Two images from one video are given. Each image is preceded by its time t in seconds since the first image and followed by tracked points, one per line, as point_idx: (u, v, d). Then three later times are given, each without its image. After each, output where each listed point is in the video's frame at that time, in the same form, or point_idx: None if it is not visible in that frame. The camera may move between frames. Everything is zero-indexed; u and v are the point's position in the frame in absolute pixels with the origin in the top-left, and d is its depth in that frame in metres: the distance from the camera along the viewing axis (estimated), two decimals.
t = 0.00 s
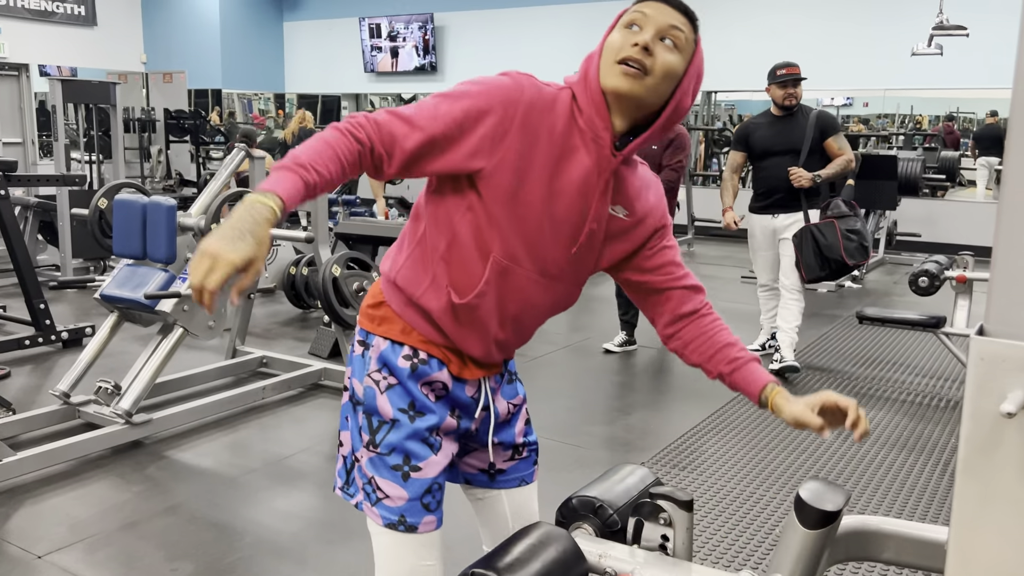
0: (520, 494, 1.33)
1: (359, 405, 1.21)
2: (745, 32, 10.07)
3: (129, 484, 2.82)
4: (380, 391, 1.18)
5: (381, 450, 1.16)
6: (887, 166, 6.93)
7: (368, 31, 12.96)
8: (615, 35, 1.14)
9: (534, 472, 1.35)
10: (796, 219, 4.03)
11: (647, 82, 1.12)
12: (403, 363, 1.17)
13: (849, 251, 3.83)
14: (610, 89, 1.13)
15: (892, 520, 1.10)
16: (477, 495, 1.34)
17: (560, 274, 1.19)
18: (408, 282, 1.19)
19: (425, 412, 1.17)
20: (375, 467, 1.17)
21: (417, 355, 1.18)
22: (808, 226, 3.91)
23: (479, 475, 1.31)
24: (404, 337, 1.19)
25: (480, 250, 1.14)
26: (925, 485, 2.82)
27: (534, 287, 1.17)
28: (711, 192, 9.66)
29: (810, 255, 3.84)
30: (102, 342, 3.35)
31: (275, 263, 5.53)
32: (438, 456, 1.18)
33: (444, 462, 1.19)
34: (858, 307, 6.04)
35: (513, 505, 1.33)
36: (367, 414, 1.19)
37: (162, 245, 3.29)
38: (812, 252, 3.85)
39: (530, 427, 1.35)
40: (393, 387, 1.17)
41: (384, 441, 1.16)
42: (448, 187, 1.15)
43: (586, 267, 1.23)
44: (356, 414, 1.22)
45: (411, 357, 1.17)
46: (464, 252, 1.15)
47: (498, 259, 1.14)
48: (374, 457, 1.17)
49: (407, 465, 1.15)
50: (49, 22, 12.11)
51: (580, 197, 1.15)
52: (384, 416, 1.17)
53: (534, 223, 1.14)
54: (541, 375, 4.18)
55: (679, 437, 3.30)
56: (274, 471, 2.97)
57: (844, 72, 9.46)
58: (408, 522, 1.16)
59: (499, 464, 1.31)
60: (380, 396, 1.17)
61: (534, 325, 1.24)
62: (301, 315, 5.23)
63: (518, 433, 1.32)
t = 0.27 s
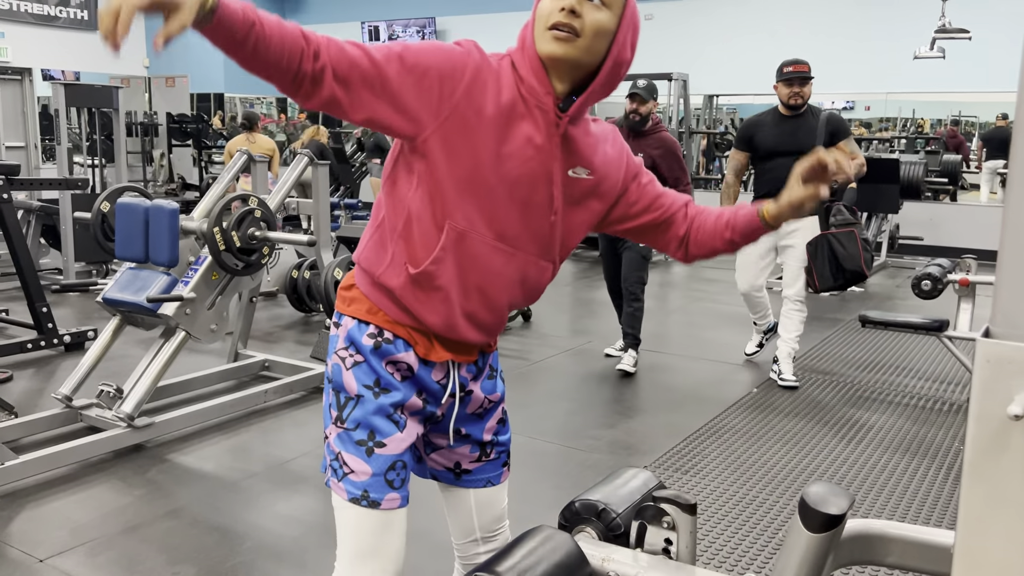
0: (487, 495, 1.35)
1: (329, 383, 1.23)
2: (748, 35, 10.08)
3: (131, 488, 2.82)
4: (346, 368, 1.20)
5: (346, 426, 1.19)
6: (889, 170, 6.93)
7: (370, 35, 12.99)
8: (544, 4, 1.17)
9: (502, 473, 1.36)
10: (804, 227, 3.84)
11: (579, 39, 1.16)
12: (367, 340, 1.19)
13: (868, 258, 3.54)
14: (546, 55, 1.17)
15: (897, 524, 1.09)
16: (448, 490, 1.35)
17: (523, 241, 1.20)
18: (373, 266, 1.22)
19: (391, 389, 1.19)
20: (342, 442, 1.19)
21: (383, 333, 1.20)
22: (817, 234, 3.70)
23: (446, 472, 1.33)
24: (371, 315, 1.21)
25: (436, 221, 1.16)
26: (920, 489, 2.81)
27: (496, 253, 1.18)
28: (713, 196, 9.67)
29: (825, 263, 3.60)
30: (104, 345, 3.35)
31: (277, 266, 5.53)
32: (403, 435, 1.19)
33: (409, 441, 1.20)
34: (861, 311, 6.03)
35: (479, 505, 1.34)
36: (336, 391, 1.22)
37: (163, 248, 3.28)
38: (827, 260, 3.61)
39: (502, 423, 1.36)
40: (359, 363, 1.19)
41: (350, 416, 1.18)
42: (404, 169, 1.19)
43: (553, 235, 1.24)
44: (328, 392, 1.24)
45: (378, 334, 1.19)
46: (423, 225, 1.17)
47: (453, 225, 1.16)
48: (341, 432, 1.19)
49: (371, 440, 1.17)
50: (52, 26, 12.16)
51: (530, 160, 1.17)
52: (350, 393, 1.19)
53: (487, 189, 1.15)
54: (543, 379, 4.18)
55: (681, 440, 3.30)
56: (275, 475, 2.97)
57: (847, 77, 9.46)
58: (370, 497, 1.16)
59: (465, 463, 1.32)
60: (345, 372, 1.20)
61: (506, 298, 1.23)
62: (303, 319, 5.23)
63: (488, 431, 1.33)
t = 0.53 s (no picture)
0: (478, 504, 1.32)
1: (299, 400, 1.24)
2: (754, 39, 10.08)
3: (139, 490, 2.83)
4: (313, 392, 1.20)
5: (308, 449, 1.19)
6: (896, 173, 6.93)
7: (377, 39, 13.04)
8: None
9: (493, 482, 1.33)
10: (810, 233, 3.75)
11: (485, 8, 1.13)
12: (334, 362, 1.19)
13: (868, 269, 3.53)
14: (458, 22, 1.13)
15: (904, 527, 1.10)
16: (438, 500, 1.33)
17: (480, 210, 1.19)
18: (337, 270, 1.19)
19: (356, 416, 1.18)
20: (300, 463, 1.20)
21: (355, 355, 1.19)
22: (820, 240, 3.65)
23: (438, 484, 1.30)
24: (342, 330, 1.20)
25: (390, 203, 1.14)
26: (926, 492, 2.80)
27: (458, 220, 1.17)
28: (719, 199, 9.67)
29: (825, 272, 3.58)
30: (113, 348, 3.37)
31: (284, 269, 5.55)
32: (365, 463, 1.20)
33: (373, 468, 1.21)
34: (867, 314, 6.02)
35: (469, 515, 1.31)
36: (303, 411, 1.22)
37: (172, 251, 3.30)
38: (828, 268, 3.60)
39: (490, 433, 1.32)
40: (326, 389, 1.19)
41: (312, 440, 1.19)
42: (343, 162, 1.15)
43: (508, 198, 1.23)
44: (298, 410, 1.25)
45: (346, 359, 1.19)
46: (379, 209, 1.14)
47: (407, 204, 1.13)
48: (301, 453, 1.20)
49: (330, 467, 1.19)
50: (60, 31, 12.26)
51: (468, 130, 1.15)
52: (315, 417, 1.19)
53: (438, 159, 1.13)
54: (549, 381, 4.18)
55: (687, 443, 3.29)
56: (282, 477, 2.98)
57: (854, 80, 9.46)
58: (324, 517, 1.20)
59: (455, 475, 1.29)
60: (313, 396, 1.20)
61: (479, 267, 1.22)
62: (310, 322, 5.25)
63: (476, 438, 1.30)
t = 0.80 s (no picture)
0: (449, 495, 1.33)
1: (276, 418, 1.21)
2: (764, 41, 10.07)
3: (151, 491, 2.85)
4: (296, 409, 1.18)
5: (294, 466, 1.17)
6: (906, 175, 6.90)
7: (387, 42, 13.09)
8: None
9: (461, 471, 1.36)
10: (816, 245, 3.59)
11: None
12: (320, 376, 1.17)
13: (876, 279, 3.38)
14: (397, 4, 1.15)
15: (917, 530, 1.10)
16: (407, 496, 1.34)
17: (439, 185, 1.22)
18: (312, 272, 1.17)
19: (342, 427, 1.17)
20: (287, 481, 1.18)
21: (336, 366, 1.18)
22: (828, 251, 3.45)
23: (407, 480, 1.31)
24: (319, 341, 1.19)
25: (365, 195, 1.13)
26: (947, 488, 2.85)
27: (422, 197, 1.19)
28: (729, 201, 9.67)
29: (831, 285, 3.39)
30: (124, 351, 3.39)
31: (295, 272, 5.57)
32: (354, 472, 1.19)
33: (362, 475, 1.21)
34: (877, 316, 6.01)
35: (439, 506, 1.33)
36: (283, 430, 1.19)
37: (184, 254, 3.32)
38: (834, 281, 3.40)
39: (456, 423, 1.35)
40: (309, 404, 1.17)
41: (298, 457, 1.17)
42: (307, 161, 1.12)
43: (455, 170, 1.27)
44: (273, 428, 1.22)
45: (329, 370, 1.18)
46: (353, 201, 1.13)
47: (382, 192, 1.13)
48: (287, 471, 1.18)
49: (320, 481, 1.17)
50: (72, 35, 12.37)
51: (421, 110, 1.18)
52: (299, 434, 1.17)
53: (402, 139, 1.14)
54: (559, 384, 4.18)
55: (696, 446, 3.28)
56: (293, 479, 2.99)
57: (864, 83, 9.44)
58: (318, 533, 1.18)
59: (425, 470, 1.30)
60: (295, 413, 1.18)
61: (443, 241, 1.25)
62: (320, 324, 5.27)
63: (442, 430, 1.31)
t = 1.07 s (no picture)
0: (435, 489, 1.34)
1: (281, 416, 1.21)
2: (775, 43, 10.05)
3: (164, 492, 2.86)
4: (305, 407, 1.18)
5: (303, 464, 1.18)
6: (918, 176, 6.87)
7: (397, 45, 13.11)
8: None
9: (449, 466, 1.37)
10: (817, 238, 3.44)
11: None
12: (330, 375, 1.19)
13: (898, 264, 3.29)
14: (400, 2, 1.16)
15: (930, 532, 1.09)
16: (391, 491, 1.33)
17: (439, 178, 1.24)
18: (322, 269, 1.16)
19: (351, 425, 1.19)
20: (295, 478, 1.19)
21: (344, 364, 1.20)
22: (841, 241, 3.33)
23: (395, 477, 1.31)
24: (327, 339, 1.20)
25: (374, 192, 1.14)
26: (960, 485, 2.88)
27: (425, 191, 1.21)
28: (741, 203, 9.64)
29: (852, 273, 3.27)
30: (138, 352, 3.41)
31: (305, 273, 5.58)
32: (361, 469, 1.21)
33: (368, 472, 1.22)
34: (890, 318, 5.98)
35: (419, 501, 1.33)
36: (290, 427, 1.20)
37: (197, 256, 3.34)
38: (858, 270, 3.30)
39: (445, 419, 1.36)
40: (319, 402, 1.18)
41: (307, 454, 1.18)
42: (316, 160, 1.11)
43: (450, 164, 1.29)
44: (277, 426, 1.22)
45: (338, 368, 1.19)
46: (364, 198, 1.13)
47: (391, 188, 1.15)
48: (295, 469, 1.19)
49: (328, 479, 1.18)
50: (86, 39, 12.47)
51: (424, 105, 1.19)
52: (308, 432, 1.18)
53: (408, 135, 1.15)
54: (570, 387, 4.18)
55: (708, 449, 3.27)
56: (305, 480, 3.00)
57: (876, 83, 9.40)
58: (325, 529, 1.19)
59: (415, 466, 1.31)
60: (304, 412, 1.18)
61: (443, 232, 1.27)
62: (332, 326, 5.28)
63: (432, 424, 1.32)
